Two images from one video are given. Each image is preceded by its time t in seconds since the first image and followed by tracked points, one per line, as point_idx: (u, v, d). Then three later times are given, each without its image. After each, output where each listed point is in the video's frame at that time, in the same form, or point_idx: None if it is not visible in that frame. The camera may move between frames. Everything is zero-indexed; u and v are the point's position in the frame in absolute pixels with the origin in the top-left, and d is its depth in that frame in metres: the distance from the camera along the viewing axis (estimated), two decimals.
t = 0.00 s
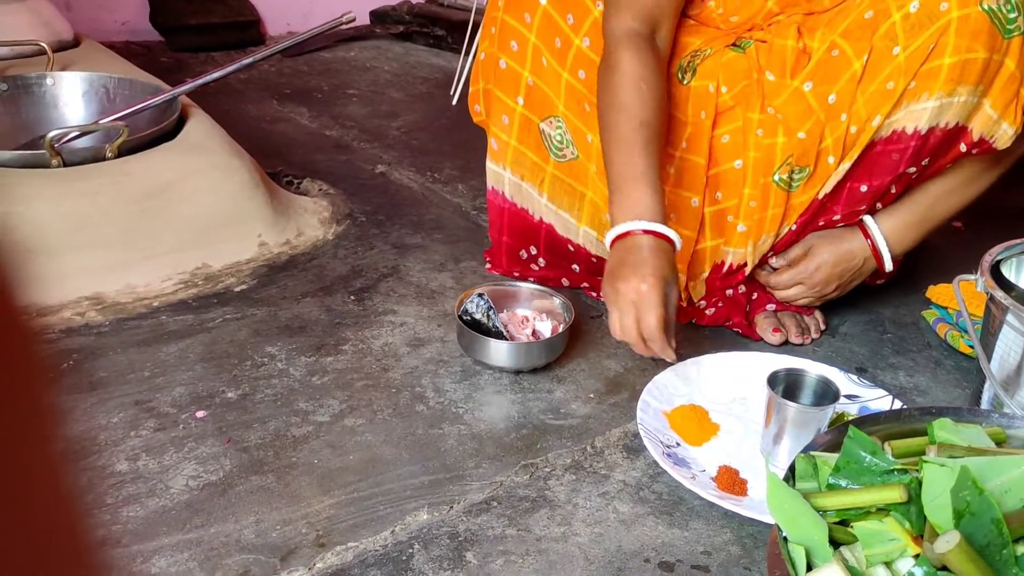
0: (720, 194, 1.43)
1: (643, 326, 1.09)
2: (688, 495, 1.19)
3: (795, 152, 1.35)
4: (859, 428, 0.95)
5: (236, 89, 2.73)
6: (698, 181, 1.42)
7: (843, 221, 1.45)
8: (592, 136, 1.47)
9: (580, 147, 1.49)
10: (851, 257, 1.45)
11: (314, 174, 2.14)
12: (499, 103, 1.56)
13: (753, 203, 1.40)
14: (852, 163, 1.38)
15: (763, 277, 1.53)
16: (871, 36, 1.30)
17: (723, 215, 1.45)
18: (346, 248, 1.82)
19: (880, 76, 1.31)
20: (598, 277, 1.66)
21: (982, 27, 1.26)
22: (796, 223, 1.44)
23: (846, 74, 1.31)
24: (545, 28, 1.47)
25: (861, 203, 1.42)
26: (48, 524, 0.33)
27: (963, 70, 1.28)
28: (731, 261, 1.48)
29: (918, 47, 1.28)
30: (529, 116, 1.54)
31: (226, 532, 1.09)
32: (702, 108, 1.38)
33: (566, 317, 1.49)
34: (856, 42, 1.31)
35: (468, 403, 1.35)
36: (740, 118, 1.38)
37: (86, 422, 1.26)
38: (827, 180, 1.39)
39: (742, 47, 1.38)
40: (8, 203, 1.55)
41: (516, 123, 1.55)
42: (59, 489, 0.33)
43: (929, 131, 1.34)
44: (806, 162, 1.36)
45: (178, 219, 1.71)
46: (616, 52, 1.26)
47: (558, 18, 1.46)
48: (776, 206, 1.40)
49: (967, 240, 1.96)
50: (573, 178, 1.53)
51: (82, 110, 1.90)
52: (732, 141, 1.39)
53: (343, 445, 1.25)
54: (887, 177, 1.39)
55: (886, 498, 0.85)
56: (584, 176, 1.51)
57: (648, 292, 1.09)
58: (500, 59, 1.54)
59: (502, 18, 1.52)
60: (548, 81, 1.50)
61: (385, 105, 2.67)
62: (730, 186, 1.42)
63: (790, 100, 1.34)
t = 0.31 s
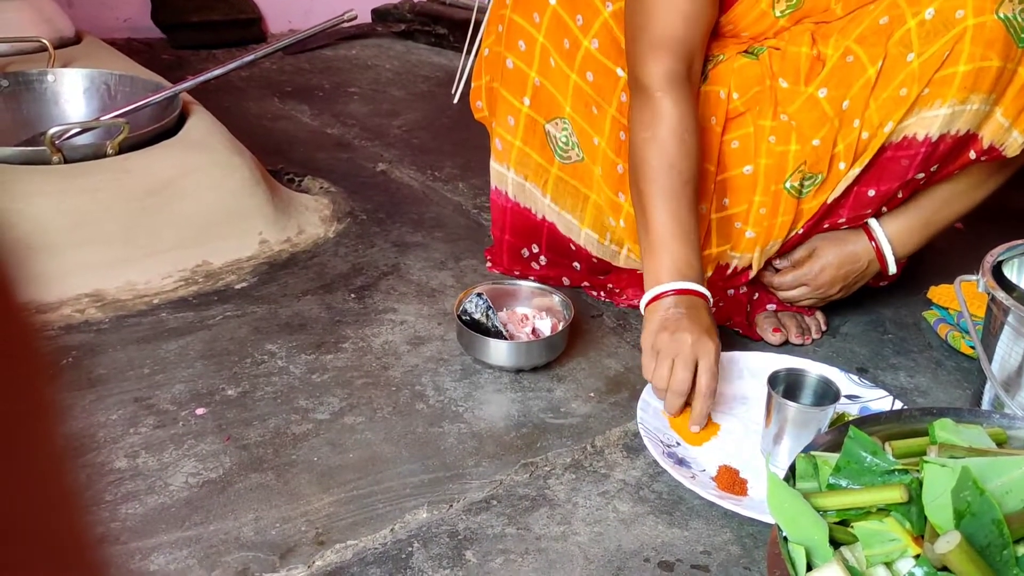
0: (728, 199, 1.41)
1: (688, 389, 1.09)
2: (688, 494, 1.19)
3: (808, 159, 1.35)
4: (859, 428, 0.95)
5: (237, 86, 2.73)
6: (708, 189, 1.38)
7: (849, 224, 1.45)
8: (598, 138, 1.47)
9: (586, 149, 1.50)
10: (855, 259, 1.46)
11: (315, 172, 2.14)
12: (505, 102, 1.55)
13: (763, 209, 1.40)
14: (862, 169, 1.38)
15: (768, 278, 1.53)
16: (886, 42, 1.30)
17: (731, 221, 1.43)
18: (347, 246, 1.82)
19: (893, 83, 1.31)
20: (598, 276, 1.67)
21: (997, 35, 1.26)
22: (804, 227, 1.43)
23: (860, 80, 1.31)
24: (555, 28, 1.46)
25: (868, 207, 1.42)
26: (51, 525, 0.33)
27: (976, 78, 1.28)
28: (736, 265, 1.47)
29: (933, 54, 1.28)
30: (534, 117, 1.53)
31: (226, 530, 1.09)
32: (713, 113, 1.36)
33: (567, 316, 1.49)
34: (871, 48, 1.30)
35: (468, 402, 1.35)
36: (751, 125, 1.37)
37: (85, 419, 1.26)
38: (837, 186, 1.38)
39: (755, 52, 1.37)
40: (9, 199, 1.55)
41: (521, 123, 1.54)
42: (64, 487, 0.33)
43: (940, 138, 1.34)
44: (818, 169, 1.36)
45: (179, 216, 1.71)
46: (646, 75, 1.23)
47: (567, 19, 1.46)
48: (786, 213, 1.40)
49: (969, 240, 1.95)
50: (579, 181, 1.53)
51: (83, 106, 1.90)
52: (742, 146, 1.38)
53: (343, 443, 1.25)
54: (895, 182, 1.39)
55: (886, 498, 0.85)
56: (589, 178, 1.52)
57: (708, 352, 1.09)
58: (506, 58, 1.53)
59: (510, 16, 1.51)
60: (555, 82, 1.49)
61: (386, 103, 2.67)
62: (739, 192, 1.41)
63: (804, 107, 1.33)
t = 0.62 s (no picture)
0: (728, 201, 1.41)
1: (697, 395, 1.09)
2: (687, 495, 1.19)
3: (810, 160, 1.35)
4: (859, 429, 0.95)
5: (238, 85, 2.73)
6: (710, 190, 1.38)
7: (849, 226, 1.45)
8: (599, 138, 1.47)
9: (587, 149, 1.50)
10: (854, 261, 1.46)
11: (315, 171, 2.14)
12: (507, 101, 1.55)
13: (764, 211, 1.40)
14: (863, 171, 1.38)
15: (768, 279, 1.53)
16: (889, 44, 1.30)
17: (732, 222, 1.43)
18: (347, 246, 1.82)
19: (896, 84, 1.31)
20: (598, 277, 1.68)
21: (1000, 39, 1.27)
22: (804, 229, 1.43)
23: (863, 82, 1.31)
24: (557, 27, 1.47)
25: (868, 210, 1.42)
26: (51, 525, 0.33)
27: (979, 81, 1.29)
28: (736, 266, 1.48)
29: (936, 57, 1.29)
30: (536, 116, 1.53)
31: (225, 528, 1.09)
32: (716, 114, 1.35)
33: (566, 316, 1.49)
34: (875, 50, 1.30)
35: (467, 402, 1.35)
36: (753, 126, 1.36)
37: (85, 418, 1.26)
38: (837, 188, 1.39)
39: (758, 54, 1.36)
40: (9, 197, 1.55)
41: (523, 122, 1.54)
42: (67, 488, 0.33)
43: (942, 141, 1.34)
44: (820, 171, 1.36)
45: (179, 215, 1.71)
46: (652, 80, 1.23)
47: (570, 18, 1.46)
48: (787, 215, 1.40)
49: (968, 242, 1.95)
50: (581, 181, 1.53)
51: (84, 105, 1.90)
52: (745, 147, 1.37)
53: (342, 442, 1.25)
54: (897, 185, 1.39)
55: (885, 500, 0.85)
56: (591, 178, 1.51)
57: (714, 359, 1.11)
58: (509, 57, 1.53)
59: (513, 15, 1.51)
60: (557, 81, 1.49)
61: (387, 103, 2.67)
62: (741, 193, 1.40)
63: (807, 109, 1.33)
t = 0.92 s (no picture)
0: (725, 183, 1.43)
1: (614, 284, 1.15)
2: (685, 494, 1.19)
3: (799, 148, 1.35)
4: (858, 430, 0.96)
5: (237, 83, 2.73)
6: (704, 168, 1.42)
7: (848, 224, 1.45)
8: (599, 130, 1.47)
9: (585, 142, 1.49)
10: (853, 262, 1.46)
11: (314, 169, 2.14)
12: (502, 101, 1.55)
13: (755, 197, 1.40)
14: (858, 164, 1.38)
15: (765, 279, 1.53)
16: (881, 36, 1.31)
17: (727, 207, 1.45)
18: (346, 244, 1.82)
19: (890, 76, 1.31)
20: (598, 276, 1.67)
21: (994, 30, 1.26)
22: (798, 222, 1.44)
23: (854, 73, 1.32)
24: (551, 23, 1.45)
25: (867, 206, 1.42)
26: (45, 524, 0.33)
27: (973, 73, 1.28)
28: (732, 259, 1.48)
29: (928, 50, 1.28)
30: (531, 115, 1.53)
31: (223, 527, 1.09)
32: (710, 96, 1.39)
33: (565, 315, 1.49)
34: (866, 42, 1.31)
35: (466, 401, 1.35)
36: (746, 110, 1.38)
37: (83, 415, 1.26)
38: (831, 180, 1.39)
39: (751, 38, 1.39)
40: (8, 194, 1.55)
41: (517, 121, 1.54)
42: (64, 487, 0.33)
43: (938, 133, 1.34)
44: (810, 159, 1.36)
45: (178, 213, 1.71)
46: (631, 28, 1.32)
47: (565, 14, 1.45)
48: (778, 202, 1.41)
49: (967, 242, 1.95)
50: (576, 181, 1.53)
51: (83, 102, 1.90)
52: (739, 132, 1.39)
53: (341, 441, 1.25)
54: (894, 179, 1.39)
55: (885, 500, 0.85)
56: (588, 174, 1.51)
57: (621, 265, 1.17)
58: (503, 56, 1.52)
59: (507, 15, 1.50)
60: (552, 78, 1.49)
61: (386, 101, 2.67)
62: (734, 176, 1.42)
63: (796, 96, 1.34)
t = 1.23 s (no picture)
0: (718, 184, 1.43)
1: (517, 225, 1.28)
2: (684, 493, 1.19)
3: (792, 145, 1.35)
4: (857, 428, 0.96)
5: (237, 81, 2.72)
6: (697, 170, 1.42)
7: (843, 220, 1.45)
8: (595, 128, 1.53)
9: (584, 139, 1.55)
10: (848, 260, 1.45)
11: (314, 167, 2.14)
12: (499, 100, 1.55)
13: (750, 195, 1.40)
14: (851, 158, 1.38)
15: (760, 279, 1.53)
16: (870, 30, 1.30)
17: (722, 206, 1.44)
18: (346, 242, 1.82)
19: (879, 70, 1.30)
20: (598, 275, 1.68)
21: (981, 20, 1.26)
22: (793, 219, 1.44)
23: (844, 67, 1.31)
24: (543, 25, 1.46)
25: (861, 200, 1.42)
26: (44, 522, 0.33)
27: (961, 63, 1.28)
28: (728, 258, 1.47)
29: (917, 42, 1.28)
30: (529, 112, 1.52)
31: (222, 524, 1.09)
32: (703, 97, 1.38)
33: (565, 314, 1.49)
34: (855, 36, 1.30)
35: (465, 399, 1.35)
36: (739, 110, 1.38)
37: (82, 413, 1.26)
38: (825, 175, 1.39)
39: (744, 38, 1.39)
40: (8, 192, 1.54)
41: (515, 118, 1.54)
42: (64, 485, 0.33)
43: (928, 125, 1.34)
44: (803, 156, 1.36)
45: (177, 211, 1.71)
46: None
47: (557, 13, 1.46)
48: (773, 199, 1.41)
49: (966, 241, 1.96)
50: (576, 174, 1.59)
51: (83, 100, 1.90)
52: (732, 132, 1.39)
53: (340, 439, 1.25)
54: (886, 172, 1.39)
55: (883, 498, 0.85)
56: (587, 169, 1.57)
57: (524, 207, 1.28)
58: (498, 57, 1.53)
59: (500, 16, 1.51)
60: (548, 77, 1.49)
61: (386, 99, 2.67)
62: (727, 177, 1.42)
63: (787, 93, 1.34)
